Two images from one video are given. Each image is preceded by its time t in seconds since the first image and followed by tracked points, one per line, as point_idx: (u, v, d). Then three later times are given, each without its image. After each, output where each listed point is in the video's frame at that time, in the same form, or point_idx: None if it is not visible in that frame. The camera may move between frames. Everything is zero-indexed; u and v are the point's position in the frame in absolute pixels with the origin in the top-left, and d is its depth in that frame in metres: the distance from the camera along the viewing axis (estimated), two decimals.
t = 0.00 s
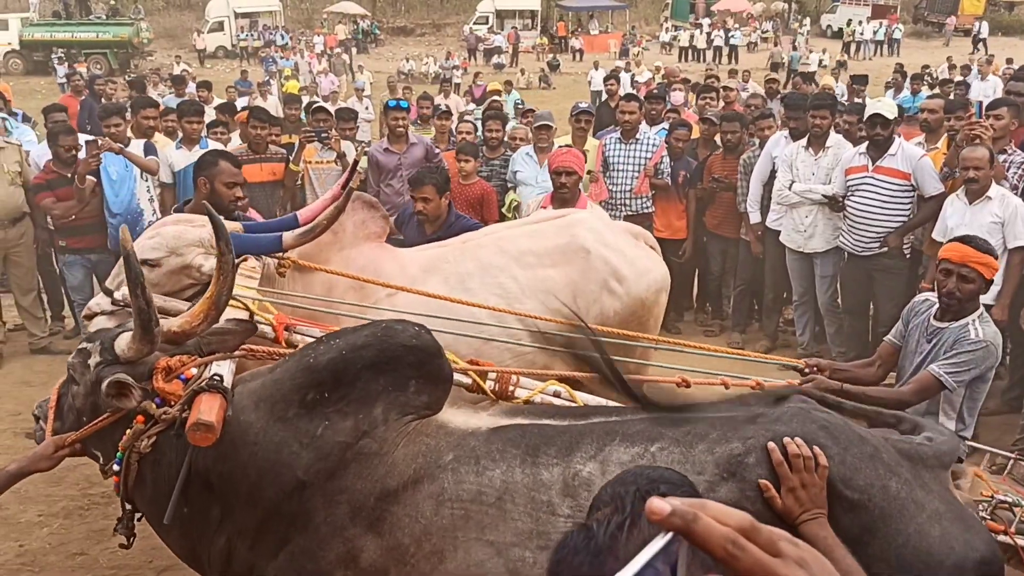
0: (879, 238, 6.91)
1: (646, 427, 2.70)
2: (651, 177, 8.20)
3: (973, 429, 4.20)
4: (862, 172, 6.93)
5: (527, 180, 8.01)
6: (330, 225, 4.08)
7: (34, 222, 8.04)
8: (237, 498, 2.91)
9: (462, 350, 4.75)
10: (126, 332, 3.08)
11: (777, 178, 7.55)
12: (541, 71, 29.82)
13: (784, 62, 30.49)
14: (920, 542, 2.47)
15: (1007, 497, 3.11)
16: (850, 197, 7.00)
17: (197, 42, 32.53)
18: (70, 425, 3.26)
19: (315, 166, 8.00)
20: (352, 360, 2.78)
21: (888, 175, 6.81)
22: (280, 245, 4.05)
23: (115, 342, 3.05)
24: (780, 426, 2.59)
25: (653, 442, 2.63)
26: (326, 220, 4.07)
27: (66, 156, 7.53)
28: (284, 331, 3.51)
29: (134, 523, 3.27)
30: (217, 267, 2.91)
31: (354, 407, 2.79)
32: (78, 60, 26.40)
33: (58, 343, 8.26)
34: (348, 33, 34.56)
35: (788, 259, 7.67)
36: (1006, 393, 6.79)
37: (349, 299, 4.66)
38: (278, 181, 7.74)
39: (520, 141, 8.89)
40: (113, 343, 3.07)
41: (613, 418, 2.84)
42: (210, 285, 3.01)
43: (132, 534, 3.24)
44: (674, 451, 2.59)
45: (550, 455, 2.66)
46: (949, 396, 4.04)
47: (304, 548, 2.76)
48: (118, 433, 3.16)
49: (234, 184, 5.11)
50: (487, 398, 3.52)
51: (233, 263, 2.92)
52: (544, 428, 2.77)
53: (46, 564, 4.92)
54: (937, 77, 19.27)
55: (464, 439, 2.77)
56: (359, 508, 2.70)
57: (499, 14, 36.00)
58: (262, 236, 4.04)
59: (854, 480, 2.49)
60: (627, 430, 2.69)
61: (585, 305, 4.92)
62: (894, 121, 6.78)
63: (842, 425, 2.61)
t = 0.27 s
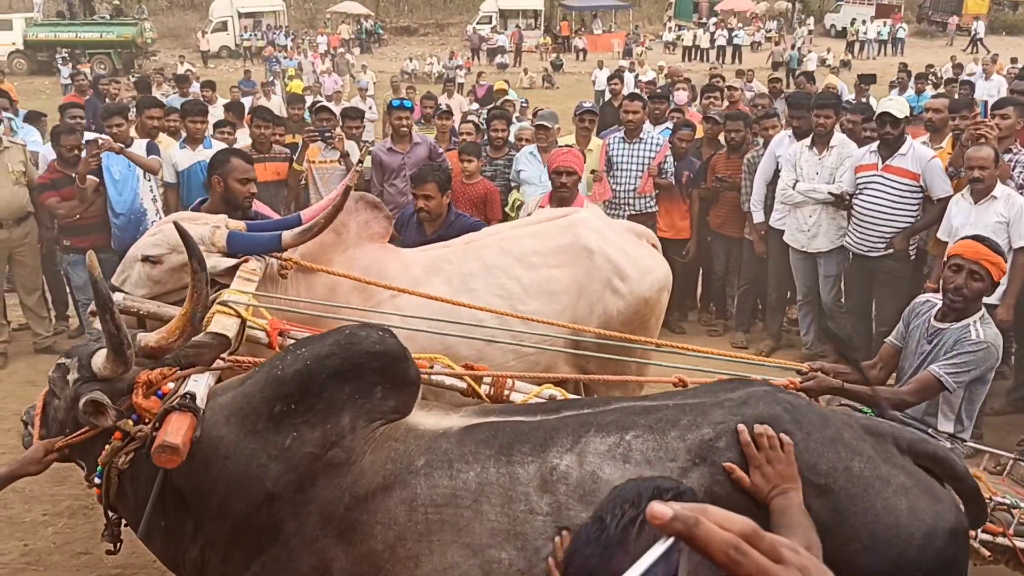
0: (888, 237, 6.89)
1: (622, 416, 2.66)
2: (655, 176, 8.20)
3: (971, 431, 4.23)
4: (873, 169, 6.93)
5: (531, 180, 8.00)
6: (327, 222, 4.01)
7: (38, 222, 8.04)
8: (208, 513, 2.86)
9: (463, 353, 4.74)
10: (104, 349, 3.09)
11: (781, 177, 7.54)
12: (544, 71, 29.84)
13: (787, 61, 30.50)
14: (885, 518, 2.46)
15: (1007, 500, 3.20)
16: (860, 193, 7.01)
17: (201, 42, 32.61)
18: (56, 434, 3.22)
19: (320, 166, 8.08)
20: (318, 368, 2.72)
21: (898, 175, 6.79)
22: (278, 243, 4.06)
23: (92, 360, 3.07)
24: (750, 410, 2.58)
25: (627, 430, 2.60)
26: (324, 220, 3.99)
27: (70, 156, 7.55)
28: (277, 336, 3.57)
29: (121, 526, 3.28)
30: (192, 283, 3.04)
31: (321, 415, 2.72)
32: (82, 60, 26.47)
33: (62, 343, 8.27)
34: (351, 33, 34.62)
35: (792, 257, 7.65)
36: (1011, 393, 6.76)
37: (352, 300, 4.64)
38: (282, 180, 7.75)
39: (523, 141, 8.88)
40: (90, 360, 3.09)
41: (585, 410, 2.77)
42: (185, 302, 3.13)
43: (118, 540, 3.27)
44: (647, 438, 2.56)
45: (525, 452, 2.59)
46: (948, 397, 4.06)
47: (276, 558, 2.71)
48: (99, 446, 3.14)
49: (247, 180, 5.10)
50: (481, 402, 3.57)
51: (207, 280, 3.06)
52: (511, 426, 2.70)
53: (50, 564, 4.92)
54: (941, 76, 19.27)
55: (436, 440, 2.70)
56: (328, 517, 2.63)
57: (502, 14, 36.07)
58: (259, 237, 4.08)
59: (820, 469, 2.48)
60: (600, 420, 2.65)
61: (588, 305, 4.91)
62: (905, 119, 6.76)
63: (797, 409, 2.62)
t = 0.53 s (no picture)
0: (900, 242, 6.88)
1: (589, 430, 2.66)
2: (660, 176, 8.19)
3: (967, 433, 4.14)
4: (885, 172, 6.93)
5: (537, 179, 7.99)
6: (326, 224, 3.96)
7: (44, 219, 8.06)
8: (175, 513, 2.84)
9: (470, 352, 4.72)
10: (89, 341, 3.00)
11: (787, 177, 7.52)
12: (550, 70, 29.84)
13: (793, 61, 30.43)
14: (851, 524, 2.51)
15: (1001, 502, 3.13)
16: (871, 196, 7.01)
17: (207, 40, 32.65)
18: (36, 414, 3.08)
19: (324, 165, 7.93)
20: (287, 388, 2.67)
21: (910, 181, 6.78)
22: (277, 243, 4.06)
23: (77, 350, 2.98)
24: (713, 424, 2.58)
25: (594, 447, 2.61)
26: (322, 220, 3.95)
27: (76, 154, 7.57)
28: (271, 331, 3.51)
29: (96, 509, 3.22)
30: (183, 283, 2.91)
31: (291, 427, 2.73)
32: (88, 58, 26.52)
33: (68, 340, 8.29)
34: (357, 32, 34.65)
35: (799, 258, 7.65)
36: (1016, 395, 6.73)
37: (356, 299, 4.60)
38: (287, 179, 7.90)
39: (529, 140, 8.87)
40: (74, 350, 3.01)
41: (553, 423, 2.76)
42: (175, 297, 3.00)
43: (93, 520, 3.19)
44: (614, 458, 2.57)
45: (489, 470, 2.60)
46: (944, 397, 4.01)
47: (238, 562, 2.73)
48: (80, 432, 3.04)
49: (260, 179, 5.09)
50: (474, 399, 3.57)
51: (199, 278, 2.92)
52: (476, 438, 2.71)
53: (56, 562, 4.93)
54: (947, 77, 19.23)
55: (401, 453, 2.71)
56: (291, 529, 2.65)
57: (508, 14, 36.08)
58: (262, 235, 4.09)
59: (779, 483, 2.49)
60: (567, 437, 2.65)
61: (593, 304, 4.97)
62: (921, 124, 6.72)
63: (752, 422, 2.59)
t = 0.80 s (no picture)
0: (902, 243, 6.86)
1: (559, 424, 2.63)
2: (662, 176, 8.18)
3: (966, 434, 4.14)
4: (889, 173, 6.93)
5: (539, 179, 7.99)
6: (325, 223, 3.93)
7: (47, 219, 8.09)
8: (147, 500, 2.82)
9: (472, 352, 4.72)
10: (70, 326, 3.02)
11: (789, 177, 7.52)
12: (553, 71, 29.84)
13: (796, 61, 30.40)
14: (818, 517, 2.47)
15: (998, 503, 3.13)
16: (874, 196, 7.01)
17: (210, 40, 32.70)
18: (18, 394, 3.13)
19: (326, 164, 7.87)
20: (262, 383, 2.64)
21: (915, 182, 6.78)
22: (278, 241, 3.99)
23: (60, 334, 3.02)
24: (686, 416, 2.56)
25: (564, 440, 2.57)
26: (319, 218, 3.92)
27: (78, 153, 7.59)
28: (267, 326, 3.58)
29: (70, 492, 3.26)
30: (168, 272, 2.81)
31: (265, 420, 2.70)
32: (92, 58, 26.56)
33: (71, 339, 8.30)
34: (361, 32, 34.68)
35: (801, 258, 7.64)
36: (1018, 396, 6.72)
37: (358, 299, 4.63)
38: (290, 179, 7.92)
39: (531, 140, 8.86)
40: (57, 333, 3.06)
41: (524, 417, 2.74)
42: (161, 285, 2.88)
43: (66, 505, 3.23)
44: (585, 449, 2.54)
45: (457, 461, 2.59)
46: (941, 399, 4.01)
47: (212, 558, 2.66)
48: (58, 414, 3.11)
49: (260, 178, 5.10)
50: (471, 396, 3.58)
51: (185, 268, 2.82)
52: (451, 431, 2.70)
53: (57, 560, 4.94)
54: (951, 78, 19.20)
55: (373, 446, 2.70)
56: (262, 524, 2.61)
57: (511, 14, 36.10)
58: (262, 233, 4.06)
59: (752, 476, 2.48)
60: (539, 429, 2.62)
61: (593, 303, 4.94)
62: (926, 126, 6.89)
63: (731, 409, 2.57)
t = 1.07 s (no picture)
0: (901, 242, 6.88)
1: (548, 438, 2.66)
2: (663, 175, 8.17)
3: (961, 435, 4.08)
4: (887, 172, 6.95)
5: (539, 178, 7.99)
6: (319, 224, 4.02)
7: (47, 219, 8.09)
8: (143, 493, 2.85)
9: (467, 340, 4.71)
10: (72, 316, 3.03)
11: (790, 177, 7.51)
12: (553, 71, 29.80)
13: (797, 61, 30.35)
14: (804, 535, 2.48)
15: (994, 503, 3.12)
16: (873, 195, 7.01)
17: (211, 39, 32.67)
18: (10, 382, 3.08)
19: (326, 163, 7.90)
20: (259, 384, 2.65)
21: (912, 181, 6.80)
22: (273, 243, 4.12)
23: (60, 325, 3.00)
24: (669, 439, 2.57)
25: (548, 455, 2.61)
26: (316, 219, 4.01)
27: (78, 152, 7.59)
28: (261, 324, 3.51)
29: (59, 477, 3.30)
30: (173, 267, 2.93)
31: (261, 420, 2.70)
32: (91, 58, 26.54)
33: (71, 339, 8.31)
34: (361, 32, 34.65)
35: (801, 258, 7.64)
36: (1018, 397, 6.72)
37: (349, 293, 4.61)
38: (289, 178, 7.91)
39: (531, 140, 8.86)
40: (57, 323, 3.02)
41: (515, 428, 2.79)
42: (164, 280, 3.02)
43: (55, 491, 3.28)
44: (567, 463, 2.58)
45: (445, 472, 2.62)
46: (937, 399, 3.97)
47: (201, 552, 2.72)
48: (54, 403, 3.12)
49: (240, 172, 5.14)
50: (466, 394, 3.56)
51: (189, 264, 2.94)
52: (441, 440, 2.73)
53: (57, 559, 4.94)
54: (952, 77, 19.16)
55: (366, 450, 2.71)
56: (254, 521, 2.65)
57: (512, 14, 36.08)
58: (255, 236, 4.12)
59: (730, 490, 2.50)
60: (524, 442, 2.66)
61: (585, 296, 4.96)
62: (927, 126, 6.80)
63: (715, 430, 2.58)
